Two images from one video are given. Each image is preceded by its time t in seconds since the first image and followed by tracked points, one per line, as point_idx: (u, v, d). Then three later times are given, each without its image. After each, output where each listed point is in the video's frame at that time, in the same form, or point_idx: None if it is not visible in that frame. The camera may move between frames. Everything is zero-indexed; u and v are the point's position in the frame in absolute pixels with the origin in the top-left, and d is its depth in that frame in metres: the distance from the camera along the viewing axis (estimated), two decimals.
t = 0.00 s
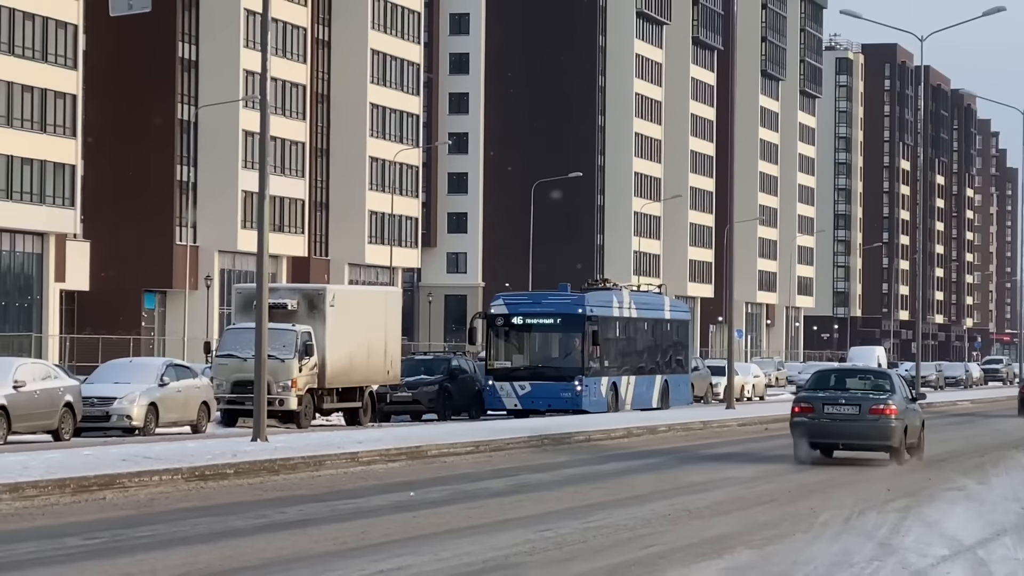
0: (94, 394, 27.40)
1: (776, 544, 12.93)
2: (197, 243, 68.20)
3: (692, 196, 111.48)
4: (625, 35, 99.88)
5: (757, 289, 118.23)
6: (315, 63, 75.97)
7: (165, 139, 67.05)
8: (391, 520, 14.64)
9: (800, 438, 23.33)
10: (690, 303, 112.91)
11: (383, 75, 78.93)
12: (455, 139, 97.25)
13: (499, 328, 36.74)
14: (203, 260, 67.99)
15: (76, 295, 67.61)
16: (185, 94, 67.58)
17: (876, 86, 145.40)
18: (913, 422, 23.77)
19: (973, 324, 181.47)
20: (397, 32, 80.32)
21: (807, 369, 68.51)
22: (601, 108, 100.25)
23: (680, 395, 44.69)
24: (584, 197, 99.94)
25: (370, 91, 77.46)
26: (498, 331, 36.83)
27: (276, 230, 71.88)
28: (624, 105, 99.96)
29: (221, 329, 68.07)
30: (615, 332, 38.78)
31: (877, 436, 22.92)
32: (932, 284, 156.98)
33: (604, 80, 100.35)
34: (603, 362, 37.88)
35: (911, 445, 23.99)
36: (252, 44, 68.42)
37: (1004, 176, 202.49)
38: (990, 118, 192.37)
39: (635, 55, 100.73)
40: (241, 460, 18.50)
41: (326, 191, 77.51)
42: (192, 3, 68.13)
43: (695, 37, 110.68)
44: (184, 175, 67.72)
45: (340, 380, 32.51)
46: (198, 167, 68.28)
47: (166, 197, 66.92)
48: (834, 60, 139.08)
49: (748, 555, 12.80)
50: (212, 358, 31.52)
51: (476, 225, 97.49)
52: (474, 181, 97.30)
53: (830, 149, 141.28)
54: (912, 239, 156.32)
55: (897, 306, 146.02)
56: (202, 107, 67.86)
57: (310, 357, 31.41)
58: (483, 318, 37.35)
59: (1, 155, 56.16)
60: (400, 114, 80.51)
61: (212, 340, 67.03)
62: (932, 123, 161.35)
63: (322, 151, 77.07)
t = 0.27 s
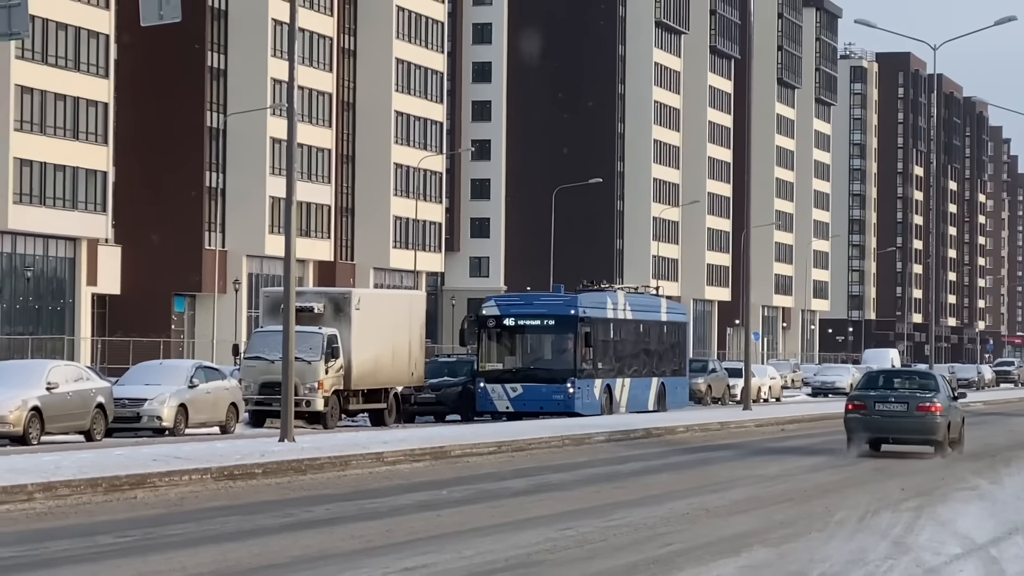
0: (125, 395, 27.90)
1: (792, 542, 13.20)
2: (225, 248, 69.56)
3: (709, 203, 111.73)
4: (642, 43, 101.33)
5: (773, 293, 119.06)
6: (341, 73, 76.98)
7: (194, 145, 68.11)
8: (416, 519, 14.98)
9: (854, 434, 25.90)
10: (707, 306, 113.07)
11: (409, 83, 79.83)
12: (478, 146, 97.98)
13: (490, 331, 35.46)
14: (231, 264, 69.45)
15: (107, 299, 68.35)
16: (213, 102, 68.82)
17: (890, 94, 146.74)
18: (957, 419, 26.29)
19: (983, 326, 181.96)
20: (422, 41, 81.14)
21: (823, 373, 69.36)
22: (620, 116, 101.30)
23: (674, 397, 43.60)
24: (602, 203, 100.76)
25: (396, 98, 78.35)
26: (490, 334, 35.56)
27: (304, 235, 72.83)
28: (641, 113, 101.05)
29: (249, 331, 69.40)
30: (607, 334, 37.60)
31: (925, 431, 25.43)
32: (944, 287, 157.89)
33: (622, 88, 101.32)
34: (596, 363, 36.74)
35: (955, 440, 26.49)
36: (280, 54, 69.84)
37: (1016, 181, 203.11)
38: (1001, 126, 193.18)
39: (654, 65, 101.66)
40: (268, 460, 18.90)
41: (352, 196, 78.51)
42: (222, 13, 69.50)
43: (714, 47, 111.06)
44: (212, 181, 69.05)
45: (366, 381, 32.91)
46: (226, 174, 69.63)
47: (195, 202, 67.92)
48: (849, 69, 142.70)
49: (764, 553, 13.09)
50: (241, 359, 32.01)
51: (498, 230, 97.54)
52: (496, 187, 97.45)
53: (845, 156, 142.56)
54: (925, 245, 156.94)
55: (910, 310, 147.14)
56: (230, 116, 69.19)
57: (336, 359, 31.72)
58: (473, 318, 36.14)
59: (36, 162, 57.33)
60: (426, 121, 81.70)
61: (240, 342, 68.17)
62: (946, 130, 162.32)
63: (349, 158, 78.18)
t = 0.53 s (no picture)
0: (160, 394, 28.52)
1: (806, 537, 13.65)
2: (257, 252, 70.63)
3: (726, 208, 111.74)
4: (661, 53, 101.37)
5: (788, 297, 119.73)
6: (367, 84, 78.16)
7: (227, 153, 69.29)
8: (443, 514, 15.49)
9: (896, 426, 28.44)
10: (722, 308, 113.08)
11: (433, 93, 80.71)
12: (501, 153, 99.00)
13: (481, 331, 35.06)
14: (263, 268, 70.45)
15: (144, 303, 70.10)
16: (246, 111, 70.10)
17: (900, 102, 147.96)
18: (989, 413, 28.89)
19: (991, 328, 182.71)
20: (446, 51, 82.04)
21: (835, 373, 69.87)
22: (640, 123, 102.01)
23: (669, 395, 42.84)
24: (619, 209, 101.24)
25: (421, 107, 79.34)
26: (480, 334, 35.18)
27: (333, 240, 74.03)
28: (662, 119, 101.43)
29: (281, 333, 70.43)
30: (600, 334, 37.06)
31: (961, 425, 27.97)
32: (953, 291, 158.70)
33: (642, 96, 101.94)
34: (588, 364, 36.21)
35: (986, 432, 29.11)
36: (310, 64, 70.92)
37: None
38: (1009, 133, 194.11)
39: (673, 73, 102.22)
40: (299, 457, 19.47)
41: (378, 202, 79.69)
42: (254, 25, 70.56)
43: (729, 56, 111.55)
44: (245, 187, 70.29)
45: (392, 381, 33.54)
46: (258, 181, 70.85)
47: (228, 210, 69.22)
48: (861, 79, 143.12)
49: (779, 546, 13.55)
50: (272, 359, 32.66)
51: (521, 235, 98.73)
52: (518, 193, 99.05)
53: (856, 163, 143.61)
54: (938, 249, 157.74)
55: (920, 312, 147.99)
56: (262, 124, 70.35)
57: (364, 360, 32.35)
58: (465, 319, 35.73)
59: (75, 171, 58.23)
60: (451, 130, 82.60)
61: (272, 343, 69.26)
62: (954, 138, 163.47)
63: (373, 165, 79.21)
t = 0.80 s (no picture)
0: (194, 393, 29.11)
1: (821, 532, 14.06)
2: (287, 255, 72.72)
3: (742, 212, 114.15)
4: (680, 60, 103.81)
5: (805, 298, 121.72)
6: (394, 91, 79.56)
7: (257, 159, 71.66)
8: (469, 509, 15.96)
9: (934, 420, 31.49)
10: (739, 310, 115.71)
11: (460, 101, 82.35)
12: (524, 159, 100.05)
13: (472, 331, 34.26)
14: (294, 271, 72.58)
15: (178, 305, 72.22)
16: (277, 119, 72.52)
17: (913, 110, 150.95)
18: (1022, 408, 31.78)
19: (1002, 327, 183.63)
20: (472, 60, 83.65)
21: (849, 373, 71.22)
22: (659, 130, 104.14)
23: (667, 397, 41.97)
24: (641, 213, 103.25)
25: (447, 115, 80.99)
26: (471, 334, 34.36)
27: (361, 244, 75.61)
28: (680, 127, 103.59)
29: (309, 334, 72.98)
30: (594, 333, 36.25)
31: (995, 418, 30.88)
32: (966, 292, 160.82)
33: (660, 104, 104.00)
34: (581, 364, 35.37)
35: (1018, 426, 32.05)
36: (338, 72, 73.13)
37: None
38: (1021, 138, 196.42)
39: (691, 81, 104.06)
40: (328, 454, 20.03)
41: (405, 208, 81.04)
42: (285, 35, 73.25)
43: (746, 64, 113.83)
44: (277, 193, 72.59)
45: (418, 380, 34.64)
46: (288, 187, 73.17)
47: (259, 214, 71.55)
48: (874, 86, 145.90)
49: (795, 541, 13.96)
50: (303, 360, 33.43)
51: (543, 238, 99.87)
52: (542, 198, 99.76)
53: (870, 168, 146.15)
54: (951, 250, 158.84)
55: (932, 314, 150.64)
56: (293, 131, 72.72)
57: (391, 360, 33.20)
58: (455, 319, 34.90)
59: (110, 176, 59.95)
60: (478, 136, 84.88)
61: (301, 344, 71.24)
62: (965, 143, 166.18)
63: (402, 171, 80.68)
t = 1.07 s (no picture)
0: (232, 392, 29.99)
1: (833, 523, 14.67)
2: (321, 260, 76.41)
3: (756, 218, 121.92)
4: (695, 74, 110.95)
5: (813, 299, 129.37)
6: (422, 103, 85.48)
7: (292, 167, 75.17)
8: (496, 503, 16.63)
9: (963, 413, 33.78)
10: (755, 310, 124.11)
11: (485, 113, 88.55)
12: (548, 167, 107.32)
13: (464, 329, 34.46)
14: (327, 274, 76.16)
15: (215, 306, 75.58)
16: (311, 129, 75.96)
17: (920, 119, 158.18)
18: None
19: (1008, 327, 189.71)
20: (495, 73, 89.54)
21: (859, 371, 71.58)
22: (676, 139, 110.52)
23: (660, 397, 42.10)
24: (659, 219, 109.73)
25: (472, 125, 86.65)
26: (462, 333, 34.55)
27: (391, 248, 81.29)
28: (697, 136, 110.89)
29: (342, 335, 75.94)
30: (587, 332, 36.32)
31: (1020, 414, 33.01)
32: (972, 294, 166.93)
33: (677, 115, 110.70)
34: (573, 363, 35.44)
35: None
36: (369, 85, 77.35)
37: None
38: None
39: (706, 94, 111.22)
40: (360, 450, 20.85)
41: (434, 215, 87.19)
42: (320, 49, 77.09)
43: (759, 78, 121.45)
44: (311, 200, 76.08)
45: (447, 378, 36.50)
46: (322, 194, 76.93)
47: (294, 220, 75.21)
48: (883, 97, 153.95)
49: (809, 533, 14.57)
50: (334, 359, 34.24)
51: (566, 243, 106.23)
52: (565, 205, 106.73)
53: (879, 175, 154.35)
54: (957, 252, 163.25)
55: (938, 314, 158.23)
56: (326, 141, 76.16)
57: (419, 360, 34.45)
58: (448, 318, 35.13)
59: (152, 184, 61.67)
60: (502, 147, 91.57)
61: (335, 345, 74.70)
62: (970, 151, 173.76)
63: (430, 179, 86.53)
